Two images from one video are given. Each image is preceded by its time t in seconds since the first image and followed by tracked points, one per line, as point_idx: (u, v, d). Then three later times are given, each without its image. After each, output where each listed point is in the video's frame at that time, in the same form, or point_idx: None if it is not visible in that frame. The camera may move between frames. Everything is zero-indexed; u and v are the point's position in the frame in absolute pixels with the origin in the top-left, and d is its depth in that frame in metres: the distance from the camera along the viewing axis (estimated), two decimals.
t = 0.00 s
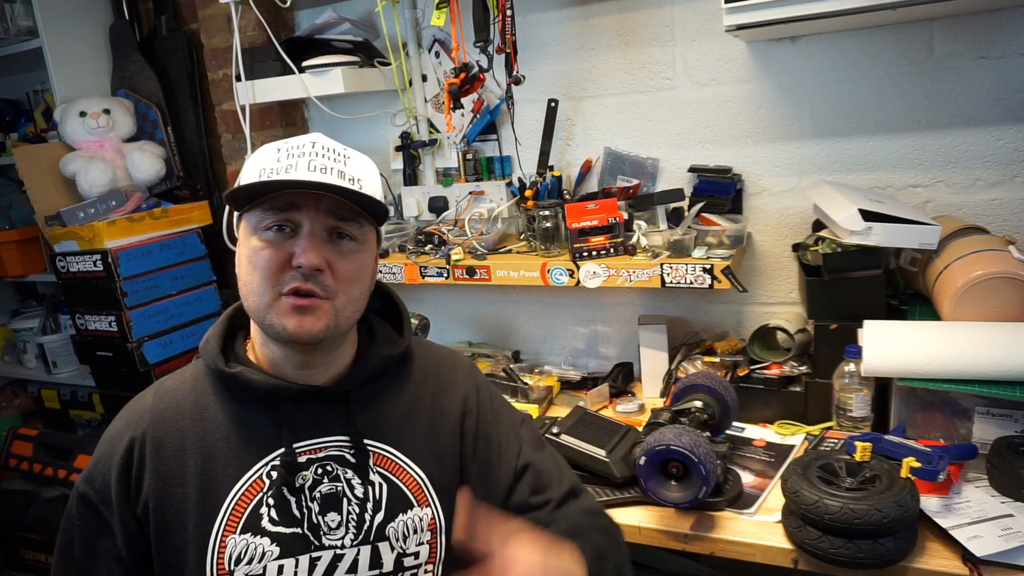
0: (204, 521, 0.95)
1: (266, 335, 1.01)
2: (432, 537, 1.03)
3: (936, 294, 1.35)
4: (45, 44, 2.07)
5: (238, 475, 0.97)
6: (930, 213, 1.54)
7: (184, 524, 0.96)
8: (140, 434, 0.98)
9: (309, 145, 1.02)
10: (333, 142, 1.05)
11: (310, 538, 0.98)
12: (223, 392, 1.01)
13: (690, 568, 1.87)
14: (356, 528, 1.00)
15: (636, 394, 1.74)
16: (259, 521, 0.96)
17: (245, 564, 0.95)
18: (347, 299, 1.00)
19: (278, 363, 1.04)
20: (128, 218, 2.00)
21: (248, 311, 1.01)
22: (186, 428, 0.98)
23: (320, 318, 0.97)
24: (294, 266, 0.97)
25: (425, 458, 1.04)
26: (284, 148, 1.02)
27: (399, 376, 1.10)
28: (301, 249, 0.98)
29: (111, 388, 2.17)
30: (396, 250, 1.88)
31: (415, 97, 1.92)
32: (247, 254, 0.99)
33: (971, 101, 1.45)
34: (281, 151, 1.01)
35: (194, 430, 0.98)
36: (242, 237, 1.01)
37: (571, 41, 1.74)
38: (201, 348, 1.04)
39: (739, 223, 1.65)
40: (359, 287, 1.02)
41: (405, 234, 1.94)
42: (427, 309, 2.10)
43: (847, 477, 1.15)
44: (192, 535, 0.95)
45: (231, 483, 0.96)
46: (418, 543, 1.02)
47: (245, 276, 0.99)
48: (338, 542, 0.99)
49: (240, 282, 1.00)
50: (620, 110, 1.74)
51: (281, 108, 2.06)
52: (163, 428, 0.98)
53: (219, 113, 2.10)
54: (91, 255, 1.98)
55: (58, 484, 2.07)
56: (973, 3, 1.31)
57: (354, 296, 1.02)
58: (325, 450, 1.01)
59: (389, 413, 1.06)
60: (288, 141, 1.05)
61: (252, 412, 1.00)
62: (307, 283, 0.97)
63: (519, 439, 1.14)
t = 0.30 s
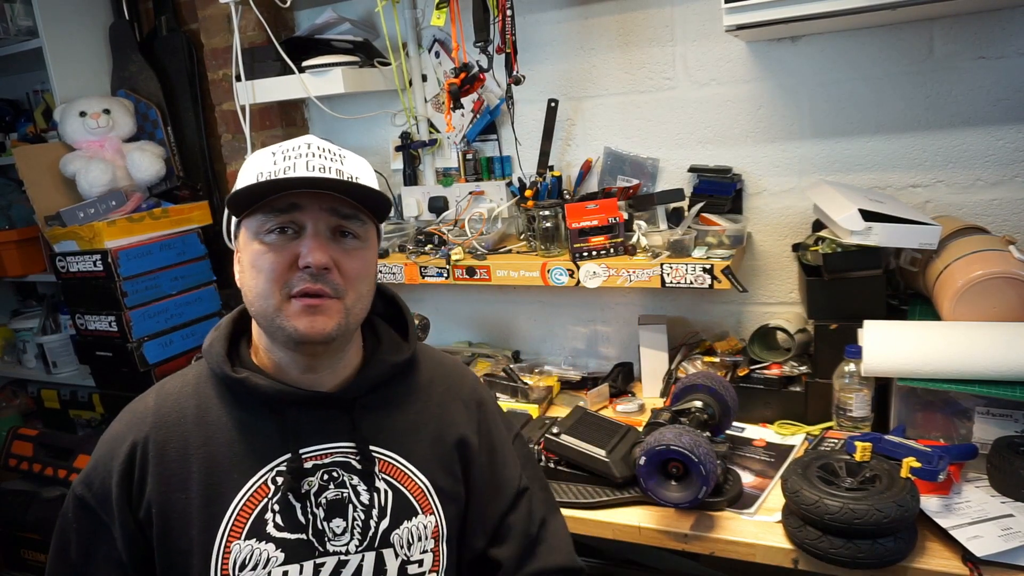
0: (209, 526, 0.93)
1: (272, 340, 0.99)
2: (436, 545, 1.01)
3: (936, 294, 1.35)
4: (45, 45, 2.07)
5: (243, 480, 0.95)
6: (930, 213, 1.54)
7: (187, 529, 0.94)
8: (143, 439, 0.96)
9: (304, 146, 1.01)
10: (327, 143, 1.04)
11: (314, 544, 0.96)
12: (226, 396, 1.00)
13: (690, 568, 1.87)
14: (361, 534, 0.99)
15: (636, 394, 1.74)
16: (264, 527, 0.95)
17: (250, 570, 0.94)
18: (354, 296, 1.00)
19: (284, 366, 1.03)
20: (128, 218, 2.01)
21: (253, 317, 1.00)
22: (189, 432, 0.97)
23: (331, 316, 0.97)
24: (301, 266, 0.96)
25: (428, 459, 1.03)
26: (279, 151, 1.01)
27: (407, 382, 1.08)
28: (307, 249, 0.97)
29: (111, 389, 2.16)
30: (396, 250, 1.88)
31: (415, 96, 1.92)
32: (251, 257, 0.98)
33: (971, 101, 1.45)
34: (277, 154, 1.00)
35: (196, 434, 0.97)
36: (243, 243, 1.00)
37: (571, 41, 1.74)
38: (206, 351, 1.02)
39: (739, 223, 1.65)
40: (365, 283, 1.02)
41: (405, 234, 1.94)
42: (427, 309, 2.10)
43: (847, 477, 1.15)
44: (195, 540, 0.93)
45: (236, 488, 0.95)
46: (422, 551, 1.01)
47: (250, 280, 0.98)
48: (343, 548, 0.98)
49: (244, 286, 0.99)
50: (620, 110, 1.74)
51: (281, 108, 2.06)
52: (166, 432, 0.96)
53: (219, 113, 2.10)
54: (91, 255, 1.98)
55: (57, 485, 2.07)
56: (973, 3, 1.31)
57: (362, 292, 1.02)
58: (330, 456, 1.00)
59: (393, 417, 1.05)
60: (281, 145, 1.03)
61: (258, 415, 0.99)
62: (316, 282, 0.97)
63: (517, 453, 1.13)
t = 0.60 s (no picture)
0: (213, 530, 0.93)
1: (279, 346, 1.00)
2: (441, 547, 1.01)
3: (937, 294, 1.35)
4: (45, 44, 2.07)
5: (248, 483, 0.95)
6: (930, 213, 1.54)
7: (192, 532, 0.93)
8: (147, 441, 0.95)
9: (310, 150, 1.00)
10: (334, 146, 1.03)
11: (319, 547, 0.96)
12: (230, 398, 0.99)
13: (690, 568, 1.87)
14: (366, 536, 0.99)
15: (636, 394, 1.74)
16: (269, 530, 0.95)
17: (255, 573, 0.94)
18: (362, 305, 1.00)
19: (289, 371, 1.03)
20: (128, 218, 2.01)
21: (259, 323, 1.00)
22: (193, 435, 0.96)
23: (341, 326, 0.97)
24: (309, 277, 0.96)
25: (429, 460, 1.03)
26: (285, 155, 0.99)
27: (410, 382, 1.08)
28: (315, 259, 0.97)
29: (112, 388, 2.16)
30: (396, 250, 1.88)
31: (415, 97, 1.92)
32: (258, 265, 0.97)
33: (971, 101, 1.45)
34: (283, 158, 0.99)
35: (200, 437, 0.96)
36: (248, 249, 0.99)
37: (571, 41, 1.74)
38: (209, 354, 1.01)
39: (739, 223, 1.65)
40: (372, 291, 1.03)
41: (405, 234, 1.94)
42: (427, 309, 2.10)
43: (847, 477, 1.15)
44: (200, 544, 0.93)
45: (240, 491, 0.95)
46: (427, 553, 1.00)
47: (257, 288, 0.97)
48: (348, 551, 0.98)
49: (250, 293, 0.99)
50: (620, 110, 1.74)
51: (281, 108, 2.06)
52: (170, 435, 0.96)
53: (219, 113, 2.10)
54: (91, 255, 1.98)
55: (58, 484, 2.07)
56: (973, 3, 1.31)
57: (370, 301, 1.02)
58: (335, 458, 1.00)
59: (397, 418, 1.04)
60: (286, 147, 1.02)
61: (262, 418, 0.98)
62: (324, 293, 0.97)
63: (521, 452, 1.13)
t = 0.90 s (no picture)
0: (210, 534, 0.93)
1: (272, 357, 0.99)
2: (440, 549, 1.01)
3: (937, 294, 1.35)
4: (45, 45, 2.07)
5: (244, 487, 0.95)
6: (929, 213, 1.54)
7: (188, 536, 0.93)
8: (142, 445, 0.95)
9: (287, 153, 1.00)
10: (312, 147, 1.03)
11: (318, 551, 0.96)
12: (227, 402, 0.99)
13: (690, 568, 1.87)
14: (365, 539, 0.98)
15: (636, 394, 1.74)
16: (267, 534, 0.95)
17: None
18: (353, 306, 1.00)
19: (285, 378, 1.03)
20: (128, 218, 2.01)
21: (252, 334, 1.00)
22: (189, 439, 0.96)
23: (332, 330, 0.97)
24: (296, 280, 0.96)
25: (428, 461, 1.03)
26: (262, 159, 0.99)
27: (409, 383, 1.08)
28: (301, 261, 0.97)
29: (112, 389, 2.17)
30: (396, 250, 1.88)
31: (415, 97, 1.92)
32: (245, 273, 0.97)
33: (971, 101, 1.45)
34: (260, 163, 0.98)
35: (197, 441, 0.96)
36: (235, 260, 0.99)
37: (571, 41, 1.74)
38: (205, 359, 1.01)
39: (739, 223, 1.65)
40: (362, 291, 1.02)
41: (405, 234, 1.94)
42: (427, 309, 2.10)
43: (847, 477, 1.15)
44: (197, 549, 0.93)
45: (237, 495, 0.95)
46: (427, 555, 1.00)
47: (246, 297, 0.97)
48: (347, 554, 0.97)
49: (240, 302, 0.99)
50: (620, 110, 1.74)
51: (281, 108, 2.06)
52: (165, 439, 0.96)
53: (219, 113, 2.10)
54: (91, 255, 1.98)
55: (58, 484, 2.07)
56: (974, 3, 1.31)
57: (360, 303, 1.02)
58: (333, 461, 1.00)
59: (396, 418, 1.04)
60: (263, 151, 1.01)
61: (259, 421, 0.98)
62: (313, 296, 0.97)
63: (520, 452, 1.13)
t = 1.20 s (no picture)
0: (206, 538, 0.93)
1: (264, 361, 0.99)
2: (439, 552, 1.00)
3: (937, 294, 1.35)
4: (45, 45, 2.07)
5: (239, 491, 0.95)
6: (930, 213, 1.54)
7: (183, 540, 0.93)
8: (136, 449, 0.95)
9: (266, 153, 0.99)
10: (291, 146, 1.02)
11: (315, 555, 0.96)
12: (223, 405, 0.99)
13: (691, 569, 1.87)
14: (362, 543, 0.98)
15: (636, 394, 1.74)
16: (263, 538, 0.95)
17: None
18: (342, 304, 1.01)
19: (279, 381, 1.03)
20: (128, 218, 2.01)
21: (243, 339, 1.00)
22: (184, 443, 0.96)
23: (322, 328, 0.97)
24: (282, 279, 0.96)
25: (427, 462, 1.02)
26: (242, 162, 0.99)
27: (406, 384, 1.08)
28: (286, 260, 0.97)
29: (111, 389, 2.17)
30: (396, 250, 1.88)
31: (415, 96, 1.92)
32: (232, 276, 0.97)
33: (971, 101, 1.45)
34: (240, 164, 0.98)
35: (192, 445, 0.96)
36: (220, 265, 0.99)
37: (571, 41, 1.74)
38: (200, 360, 1.01)
39: (739, 223, 1.65)
40: (351, 289, 1.02)
41: (405, 234, 1.94)
42: (427, 309, 2.10)
43: (847, 477, 1.15)
44: (193, 553, 0.93)
45: (233, 499, 0.94)
46: (425, 558, 1.00)
47: (234, 302, 0.97)
48: (345, 558, 0.97)
49: (229, 307, 0.98)
50: (620, 110, 1.74)
51: (281, 108, 2.06)
52: (159, 443, 0.96)
53: (219, 112, 2.10)
54: (90, 255, 1.98)
55: (58, 485, 2.07)
56: (974, 3, 1.31)
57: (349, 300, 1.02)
58: (329, 464, 1.00)
59: (393, 418, 1.04)
60: (243, 154, 1.01)
61: (255, 424, 0.98)
62: (301, 296, 0.97)
63: (519, 452, 1.13)
